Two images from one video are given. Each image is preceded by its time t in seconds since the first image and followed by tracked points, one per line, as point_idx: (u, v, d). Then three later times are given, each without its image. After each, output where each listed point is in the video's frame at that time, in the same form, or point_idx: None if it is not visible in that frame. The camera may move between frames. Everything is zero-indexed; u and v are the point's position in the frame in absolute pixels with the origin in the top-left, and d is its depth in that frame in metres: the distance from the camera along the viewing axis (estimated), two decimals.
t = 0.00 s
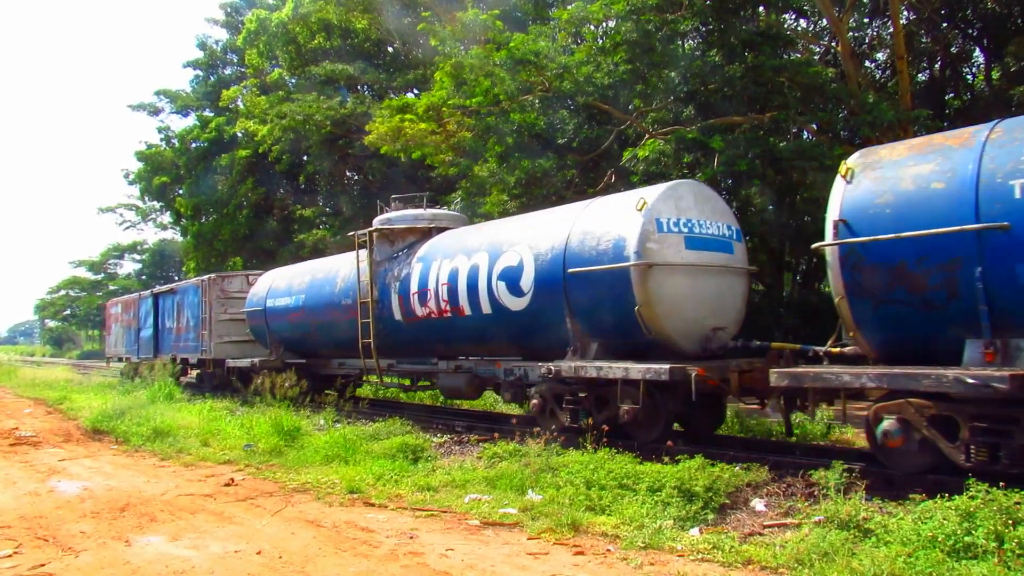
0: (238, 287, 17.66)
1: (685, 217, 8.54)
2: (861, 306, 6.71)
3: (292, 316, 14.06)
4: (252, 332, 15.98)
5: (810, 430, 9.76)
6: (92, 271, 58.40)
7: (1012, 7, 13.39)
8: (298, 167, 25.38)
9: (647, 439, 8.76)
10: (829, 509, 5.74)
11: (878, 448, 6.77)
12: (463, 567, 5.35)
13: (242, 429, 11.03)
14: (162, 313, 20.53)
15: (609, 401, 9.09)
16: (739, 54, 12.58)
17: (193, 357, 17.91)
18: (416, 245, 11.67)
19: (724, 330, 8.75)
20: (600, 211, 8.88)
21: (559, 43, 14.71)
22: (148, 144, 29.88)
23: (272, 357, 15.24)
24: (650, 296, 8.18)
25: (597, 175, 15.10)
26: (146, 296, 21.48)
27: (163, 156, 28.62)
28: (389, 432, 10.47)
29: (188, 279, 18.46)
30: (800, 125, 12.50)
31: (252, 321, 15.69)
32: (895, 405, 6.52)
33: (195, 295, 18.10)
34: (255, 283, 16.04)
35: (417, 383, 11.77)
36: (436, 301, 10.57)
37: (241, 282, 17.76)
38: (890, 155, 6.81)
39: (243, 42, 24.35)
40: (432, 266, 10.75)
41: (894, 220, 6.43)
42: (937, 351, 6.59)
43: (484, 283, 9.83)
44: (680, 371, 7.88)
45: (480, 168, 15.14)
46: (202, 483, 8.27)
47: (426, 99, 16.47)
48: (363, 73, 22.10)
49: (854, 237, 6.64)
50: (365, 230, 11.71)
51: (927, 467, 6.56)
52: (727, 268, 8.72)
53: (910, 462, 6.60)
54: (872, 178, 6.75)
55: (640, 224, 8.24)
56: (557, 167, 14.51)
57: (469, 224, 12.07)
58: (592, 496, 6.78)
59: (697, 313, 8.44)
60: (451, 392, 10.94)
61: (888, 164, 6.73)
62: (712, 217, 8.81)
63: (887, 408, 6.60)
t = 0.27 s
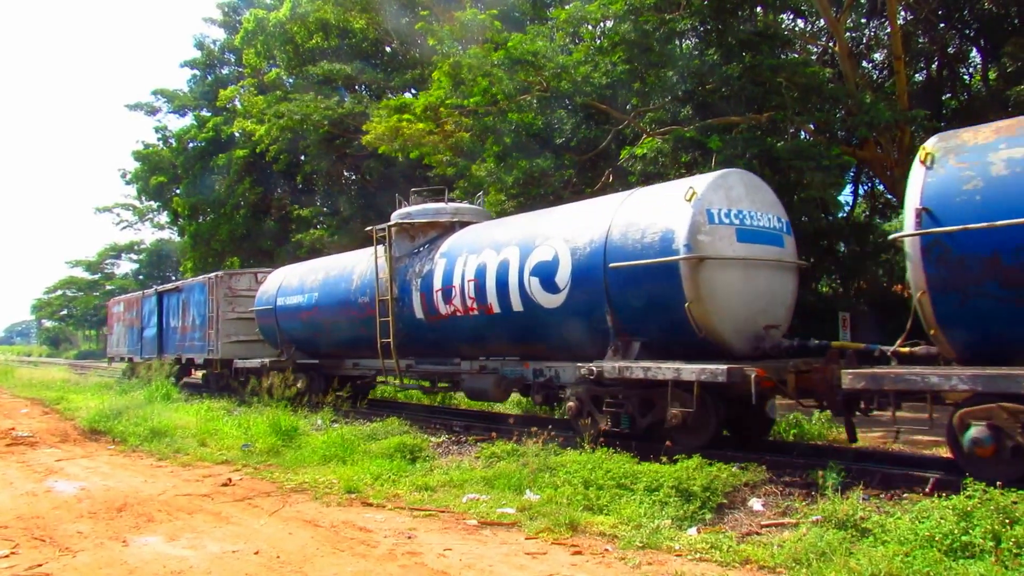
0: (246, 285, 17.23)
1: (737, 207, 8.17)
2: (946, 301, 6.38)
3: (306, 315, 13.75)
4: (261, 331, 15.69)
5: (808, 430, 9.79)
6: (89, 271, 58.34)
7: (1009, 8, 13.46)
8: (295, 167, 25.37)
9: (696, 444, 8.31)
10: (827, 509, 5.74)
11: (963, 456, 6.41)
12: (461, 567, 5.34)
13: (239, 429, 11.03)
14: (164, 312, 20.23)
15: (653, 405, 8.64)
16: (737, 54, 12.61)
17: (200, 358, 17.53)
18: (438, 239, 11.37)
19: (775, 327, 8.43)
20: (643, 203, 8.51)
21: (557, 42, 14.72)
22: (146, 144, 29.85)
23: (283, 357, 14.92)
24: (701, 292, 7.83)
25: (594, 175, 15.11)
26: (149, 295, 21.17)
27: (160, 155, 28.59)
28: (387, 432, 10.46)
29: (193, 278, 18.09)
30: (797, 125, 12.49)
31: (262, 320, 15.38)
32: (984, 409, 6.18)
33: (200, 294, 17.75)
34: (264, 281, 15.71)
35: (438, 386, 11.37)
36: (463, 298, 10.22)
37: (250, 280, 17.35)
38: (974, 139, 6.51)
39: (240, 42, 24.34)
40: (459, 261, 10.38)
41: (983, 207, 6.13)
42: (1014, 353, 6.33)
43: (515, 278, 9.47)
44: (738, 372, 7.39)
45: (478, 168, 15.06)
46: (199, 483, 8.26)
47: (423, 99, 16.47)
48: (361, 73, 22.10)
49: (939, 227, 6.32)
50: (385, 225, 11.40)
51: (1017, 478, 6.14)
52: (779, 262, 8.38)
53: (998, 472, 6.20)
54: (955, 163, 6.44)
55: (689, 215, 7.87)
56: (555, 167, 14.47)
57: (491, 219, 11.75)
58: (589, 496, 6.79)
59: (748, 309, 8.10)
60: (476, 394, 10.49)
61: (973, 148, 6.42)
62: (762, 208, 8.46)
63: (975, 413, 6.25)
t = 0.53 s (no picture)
0: (255, 284, 16.96)
1: (795, 196, 7.81)
2: None
3: (321, 314, 13.35)
4: (272, 331, 15.30)
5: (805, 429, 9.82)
6: (87, 271, 58.32)
7: (1006, 7, 13.50)
8: (293, 168, 25.35)
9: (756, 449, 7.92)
10: (824, 509, 5.74)
11: None
12: (459, 568, 5.34)
13: (237, 429, 11.02)
14: (169, 312, 19.91)
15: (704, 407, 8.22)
16: (735, 53, 12.66)
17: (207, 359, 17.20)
18: (462, 234, 10.94)
19: (836, 324, 8.04)
20: (691, 193, 8.08)
21: (555, 42, 14.72)
22: (143, 143, 29.81)
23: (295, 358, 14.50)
24: (760, 287, 7.42)
25: (592, 175, 15.14)
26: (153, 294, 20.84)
27: (157, 156, 28.57)
28: (385, 432, 10.46)
29: (199, 277, 17.74)
30: (795, 125, 12.59)
31: (273, 320, 15.01)
32: None
33: (206, 293, 17.38)
34: (275, 279, 15.32)
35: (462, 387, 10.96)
36: (493, 294, 9.75)
37: (259, 278, 17.07)
38: None
39: (238, 42, 24.32)
40: (488, 256, 9.93)
41: None
42: None
43: (551, 274, 9.01)
44: (807, 373, 6.92)
45: (476, 168, 15.07)
46: (197, 484, 8.25)
47: (421, 99, 16.46)
48: (358, 73, 22.10)
49: None
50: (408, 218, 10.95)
51: None
52: (838, 256, 8.03)
53: None
54: None
55: (748, 205, 7.44)
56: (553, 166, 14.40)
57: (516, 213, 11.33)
58: (588, 496, 6.78)
59: (808, 306, 7.73)
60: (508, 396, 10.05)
61: None
62: (819, 198, 8.10)
63: None
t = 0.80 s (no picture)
0: (266, 281, 16.48)
1: (865, 185, 7.32)
2: None
3: (338, 312, 12.91)
4: (284, 330, 14.88)
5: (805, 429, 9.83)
6: (85, 271, 58.32)
7: (1005, 8, 13.62)
8: (292, 167, 25.35)
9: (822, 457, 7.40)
10: (823, 509, 5.74)
11: None
12: (458, 567, 5.34)
13: (236, 429, 11.01)
14: (174, 311, 19.51)
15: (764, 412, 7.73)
16: (734, 53, 12.71)
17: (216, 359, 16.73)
18: (490, 228, 10.52)
19: (905, 321, 7.58)
20: (749, 182, 7.61)
21: (554, 42, 14.72)
22: (142, 143, 29.79)
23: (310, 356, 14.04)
24: (832, 281, 6.94)
25: (591, 175, 15.23)
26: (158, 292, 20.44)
27: (156, 155, 28.56)
28: (384, 432, 10.45)
29: (207, 274, 17.27)
30: (795, 126, 12.56)
31: (286, 319, 14.59)
32: None
33: (214, 290, 16.91)
34: (288, 277, 14.91)
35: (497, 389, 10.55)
36: (528, 291, 9.29)
37: (270, 275, 16.61)
38: None
39: (237, 41, 24.31)
40: (523, 250, 9.46)
41: None
42: None
43: (593, 269, 8.56)
44: (888, 374, 6.41)
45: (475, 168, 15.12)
46: (195, 483, 8.23)
47: (420, 99, 16.45)
48: (357, 72, 22.09)
49: None
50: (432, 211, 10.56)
51: None
52: (909, 248, 7.55)
53: None
54: None
55: (817, 194, 6.97)
56: (552, 166, 14.48)
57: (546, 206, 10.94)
58: (587, 496, 6.78)
59: (880, 302, 7.24)
60: (545, 399, 9.57)
61: None
62: (888, 187, 7.60)
63: None
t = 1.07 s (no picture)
0: (278, 277, 16.04)
1: (948, 173, 6.77)
2: None
3: (358, 309, 12.26)
4: (299, 328, 14.29)
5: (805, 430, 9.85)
6: (85, 269, 58.32)
7: (1005, 9, 13.59)
8: (291, 166, 25.34)
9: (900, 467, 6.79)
10: (823, 509, 5.74)
11: None
12: (458, 567, 5.33)
13: (235, 427, 11.00)
14: (181, 309, 19.03)
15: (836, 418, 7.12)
16: (734, 53, 12.71)
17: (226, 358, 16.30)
18: (524, 221, 9.88)
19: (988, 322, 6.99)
20: (819, 169, 7.03)
21: (555, 41, 14.72)
22: (141, 141, 29.77)
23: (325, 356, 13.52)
24: (917, 276, 6.37)
25: (591, 175, 15.27)
26: (164, 289, 19.98)
27: (156, 153, 28.55)
28: (383, 431, 10.44)
29: (218, 270, 16.83)
30: (794, 126, 12.52)
31: (300, 316, 13.99)
32: None
33: (225, 287, 16.48)
34: (302, 272, 14.29)
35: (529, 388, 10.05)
36: (566, 287, 8.68)
37: (282, 271, 16.15)
38: None
39: (237, 40, 24.29)
40: (562, 243, 8.84)
41: None
42: None
43: (642, 263, 7.94)
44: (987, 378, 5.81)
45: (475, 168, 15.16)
46: (194, 482, 8.23)
47: (420, 98, 16.43)
48: (358, 71, 22.09)
49: None
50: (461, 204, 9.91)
51: None
52: (993, 243, 7.00)
53: None
54: None
55: (901, 181, 6.39)
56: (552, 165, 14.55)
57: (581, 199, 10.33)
58: (586, 496, 6.78)
59: (965, 300, 6.67)
60: (583, 401, 9.03)
61: None
62: (969, 177, 7.05)
63: None
